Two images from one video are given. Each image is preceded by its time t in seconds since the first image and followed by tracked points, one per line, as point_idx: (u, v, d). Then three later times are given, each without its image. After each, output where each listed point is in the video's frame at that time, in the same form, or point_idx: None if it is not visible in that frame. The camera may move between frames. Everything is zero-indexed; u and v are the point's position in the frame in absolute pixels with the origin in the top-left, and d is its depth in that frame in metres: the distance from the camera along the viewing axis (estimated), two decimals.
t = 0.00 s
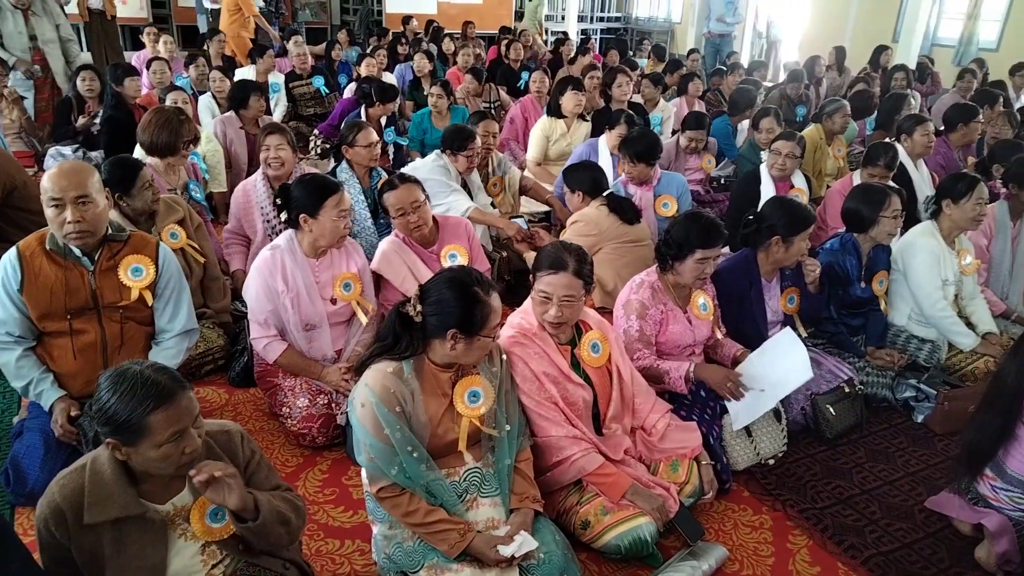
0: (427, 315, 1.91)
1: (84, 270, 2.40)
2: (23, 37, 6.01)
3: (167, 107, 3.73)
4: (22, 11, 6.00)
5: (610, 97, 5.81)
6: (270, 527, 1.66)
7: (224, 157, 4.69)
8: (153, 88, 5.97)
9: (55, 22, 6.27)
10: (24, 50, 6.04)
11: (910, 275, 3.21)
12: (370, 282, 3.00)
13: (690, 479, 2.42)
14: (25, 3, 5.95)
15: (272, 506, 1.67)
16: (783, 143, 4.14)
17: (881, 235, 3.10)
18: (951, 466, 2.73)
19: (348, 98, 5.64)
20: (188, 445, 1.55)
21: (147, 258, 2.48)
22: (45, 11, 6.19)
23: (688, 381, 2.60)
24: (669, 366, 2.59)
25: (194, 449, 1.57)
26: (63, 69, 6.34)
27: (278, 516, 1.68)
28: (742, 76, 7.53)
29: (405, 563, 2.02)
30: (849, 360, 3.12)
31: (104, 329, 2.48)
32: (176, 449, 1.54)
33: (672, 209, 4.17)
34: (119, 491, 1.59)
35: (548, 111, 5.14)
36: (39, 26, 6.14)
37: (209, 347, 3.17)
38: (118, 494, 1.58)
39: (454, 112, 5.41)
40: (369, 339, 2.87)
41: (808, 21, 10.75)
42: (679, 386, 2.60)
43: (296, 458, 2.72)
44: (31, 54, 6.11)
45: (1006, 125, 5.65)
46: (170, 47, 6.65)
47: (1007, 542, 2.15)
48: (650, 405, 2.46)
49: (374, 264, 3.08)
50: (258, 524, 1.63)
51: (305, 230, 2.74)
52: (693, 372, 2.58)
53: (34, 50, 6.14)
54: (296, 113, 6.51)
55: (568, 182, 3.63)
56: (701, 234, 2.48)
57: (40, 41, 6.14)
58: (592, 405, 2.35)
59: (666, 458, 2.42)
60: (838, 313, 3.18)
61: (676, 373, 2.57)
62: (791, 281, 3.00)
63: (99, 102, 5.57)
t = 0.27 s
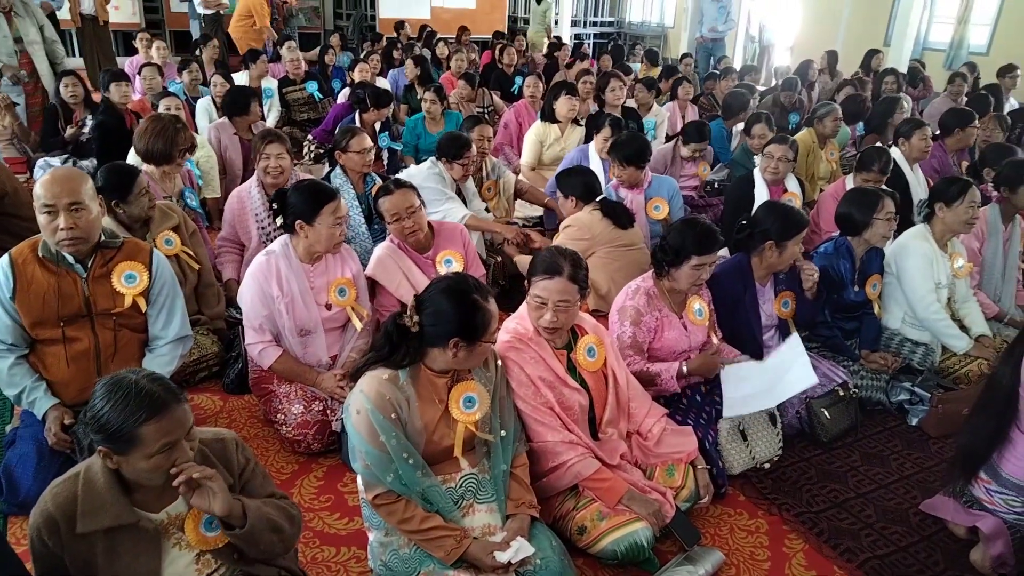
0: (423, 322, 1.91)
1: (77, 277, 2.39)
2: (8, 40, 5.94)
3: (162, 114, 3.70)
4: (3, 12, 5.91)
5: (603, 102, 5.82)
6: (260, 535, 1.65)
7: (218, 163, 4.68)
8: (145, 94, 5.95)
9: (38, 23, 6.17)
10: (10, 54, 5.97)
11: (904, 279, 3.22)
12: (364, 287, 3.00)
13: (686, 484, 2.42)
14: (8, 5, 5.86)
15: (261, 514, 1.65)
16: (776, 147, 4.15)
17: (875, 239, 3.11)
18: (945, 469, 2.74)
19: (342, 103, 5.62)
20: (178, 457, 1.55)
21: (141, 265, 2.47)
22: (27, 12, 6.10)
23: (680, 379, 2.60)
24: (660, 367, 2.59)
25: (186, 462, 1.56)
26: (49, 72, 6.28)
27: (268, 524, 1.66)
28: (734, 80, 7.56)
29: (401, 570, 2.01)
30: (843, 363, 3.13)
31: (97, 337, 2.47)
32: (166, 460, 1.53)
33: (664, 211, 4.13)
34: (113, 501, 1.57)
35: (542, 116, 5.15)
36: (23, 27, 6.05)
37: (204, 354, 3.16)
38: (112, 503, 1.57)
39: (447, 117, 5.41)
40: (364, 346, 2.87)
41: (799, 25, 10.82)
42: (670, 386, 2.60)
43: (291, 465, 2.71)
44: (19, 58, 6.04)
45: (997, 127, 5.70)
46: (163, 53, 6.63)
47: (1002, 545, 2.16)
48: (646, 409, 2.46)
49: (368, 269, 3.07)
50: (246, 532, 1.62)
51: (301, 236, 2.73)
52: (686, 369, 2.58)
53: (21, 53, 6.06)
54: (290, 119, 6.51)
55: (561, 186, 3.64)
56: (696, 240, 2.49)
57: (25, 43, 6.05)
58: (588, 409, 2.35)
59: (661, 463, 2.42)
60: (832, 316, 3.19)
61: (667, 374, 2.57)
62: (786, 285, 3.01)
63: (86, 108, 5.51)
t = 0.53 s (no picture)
0: (410, 329, 1.90)
1: (60, 284, 2.37)
2: None
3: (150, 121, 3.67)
4: None
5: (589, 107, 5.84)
6: (243, 545, 1.64)
7: (202, 169, 4.65)
8: (129, 98, 5.90)
9: (16, 26, 6.11)
10: None
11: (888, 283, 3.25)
12: (352, 293, 2.99)
13: (673, 488, 2.42)
14: None
15: (244, 525, 1.64)
16: (761, 151, 4.18)
17: (859, 243, 3.14)
18: (930, 472, 2.76)
19: (329, 108, 5.61)
20: (160, 468, 1.52)
21: (124, 272, 2.45)
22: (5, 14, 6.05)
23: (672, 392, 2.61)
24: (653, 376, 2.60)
25: (167, 473, 1.54)
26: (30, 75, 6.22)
27: (252, 534, 1.66)
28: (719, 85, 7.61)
29: None
30: (828, 367, 3.16)
31: (80, 344, 2.45)
32: (147, 471, 1.51)
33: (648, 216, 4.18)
34: (95, 511, 1.55)
35: (529, 121, 5.16)
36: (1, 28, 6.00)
37: (188, 361, 3.14)
38: (94, 514, 1.55)
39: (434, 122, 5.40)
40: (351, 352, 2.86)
41: (784, 31, 10.92)
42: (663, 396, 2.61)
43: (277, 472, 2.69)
44: None
45: (978, 132, 5.77)
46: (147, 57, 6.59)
47: (985, 546, 2.18)
48: (633, 414, 2.47)
49: (355, 275, 3.06)
50: (230, 542, 1.62)
51: (288, 241, 2.72)
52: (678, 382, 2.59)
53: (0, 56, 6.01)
54: (275, 123, 6.48)
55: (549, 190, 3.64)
56: (682, 246, 2.50)
57: (4, 44, 6.02)
58: (576, 415, 2.35)
59: (648, 468, 2.43)
60: (817, 320, 3.21)
61: (661, 383, 2.59)
62: (771, 289, 3.03)
63: (67, 113, 5.45)
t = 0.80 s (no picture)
0: (400, 333, 1.89)
1: (44, 288, 2.34)
2: None
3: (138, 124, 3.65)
4: None
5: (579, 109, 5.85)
6: (230, 556, 1.60)
7: (190, 172, 4.62)
8: (115, 100, 5.86)
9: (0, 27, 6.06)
10: None
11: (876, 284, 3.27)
12: (341, 296, 2.97)
13: (664, 491, 2.42)
14: None
15: (230, 537, 1.60)
16: (750, 153, 4.19)
17: (846, 245, 3.16)
18: (918, 472, 2.78)
19: (317, 110, 5.59)
20: (145, 475, 1.50)
21: (111, 276, 2.42)
22: None
23: (664, 407, 2.61)
24: (647, 390, 2.60)
25: (152, 481, 1.51)
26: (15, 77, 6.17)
27: (238, 545, 1.62)
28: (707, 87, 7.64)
29: None
30: (816, 368, 3.18)
31: (66, 349, 2.42)
32: (132, 478, 1.48)
33: (638, 218, 4.19)
34: (81, 519, 1.53)
35: (518, 123, 5.16)
36: None
37: (176, 365, 3.12)
38: (80, 521, 1.53)
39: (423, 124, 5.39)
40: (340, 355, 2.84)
41: (771, 33, 10.99)
42: (654, 411, 2.61)
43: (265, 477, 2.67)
44: None
45: (963, 134, 5.82)
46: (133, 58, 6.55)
47: (973, 545, 2.20)
48: (623, 416, 2.47)
49: (344, 278, 3.05)
50: (215, 557, 1.57)
51: (274, 243, 2.71)
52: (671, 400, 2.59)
53: None
54: (263, 125, 6.47)
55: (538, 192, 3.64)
56: (673, 249, 2.50)
57: None
58: (566, 417, 2.35)
59: (639, 470, 2.43)
60: (806, 321, 3.23)
61: (653, 399, 2.59)
62: (760, 291, 3.05)
63: (52, 116, 5.41)
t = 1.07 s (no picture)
0: (393, 339, 1.88)
1: (36, 296, 2.32)
2: None
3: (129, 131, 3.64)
4: None
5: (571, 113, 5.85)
6: (218, 571, 1.59)
7: (181, 178, 4.60)
8: (106, 105, 5.84)
9: None
10: None
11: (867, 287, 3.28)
12: (333, 301, 2.96)
13: (658, 495, 2.42)
14: None
15: (216, 551, 1.58)
16: (742, 157, 4.20)
17: (837, 249, 3.17)
18: (910, 475, 2.79)
19: (309, 115, 5.58)
20: (131, 486, 1.47)
21: (103, 284, 2.41)
22: None
23: (655, 415, 2.62)
24: (638, 397, 2.61)
25: (139, 492, 1.48)
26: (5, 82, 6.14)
27: (225, 559, 1.60)
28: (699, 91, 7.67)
29: None
30: (809, 371, 3.19)
31: (57, 357, 2.39)
32: (117, 488, 1.46)
33: (631, 222, 4.19)
34: (71, 528, 1.51)
35: (510, 128, 5.16)
36: None
37: (167, 372, 3.10)
38: (70, 530, 1.50)
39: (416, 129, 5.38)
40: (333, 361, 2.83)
41: (761, 38, 11.05)
42: (645, 418, 2.62)
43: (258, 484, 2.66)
44: None
45: (952, 138, 5.87)
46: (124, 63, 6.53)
47: (966, 548, 2.20)
48: (617, 421, 2.47)
49: (337, 283, 3.04)
50: (201, 570, 1.56)
51: (265, 248, 2.69)
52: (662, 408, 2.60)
53: None
54: (255, 130, 6.46)
55: (531, 197, 3.64)
56: (666, 254, 2.50)
57: None
58: (560, 422, 2.35)
59: (633, 474, 2.43)
60: (798, 325, 3.24)
61: (643, 407, 2.60)
62: (754, 295, 3.05)
63: (42, 121, 5.38)
